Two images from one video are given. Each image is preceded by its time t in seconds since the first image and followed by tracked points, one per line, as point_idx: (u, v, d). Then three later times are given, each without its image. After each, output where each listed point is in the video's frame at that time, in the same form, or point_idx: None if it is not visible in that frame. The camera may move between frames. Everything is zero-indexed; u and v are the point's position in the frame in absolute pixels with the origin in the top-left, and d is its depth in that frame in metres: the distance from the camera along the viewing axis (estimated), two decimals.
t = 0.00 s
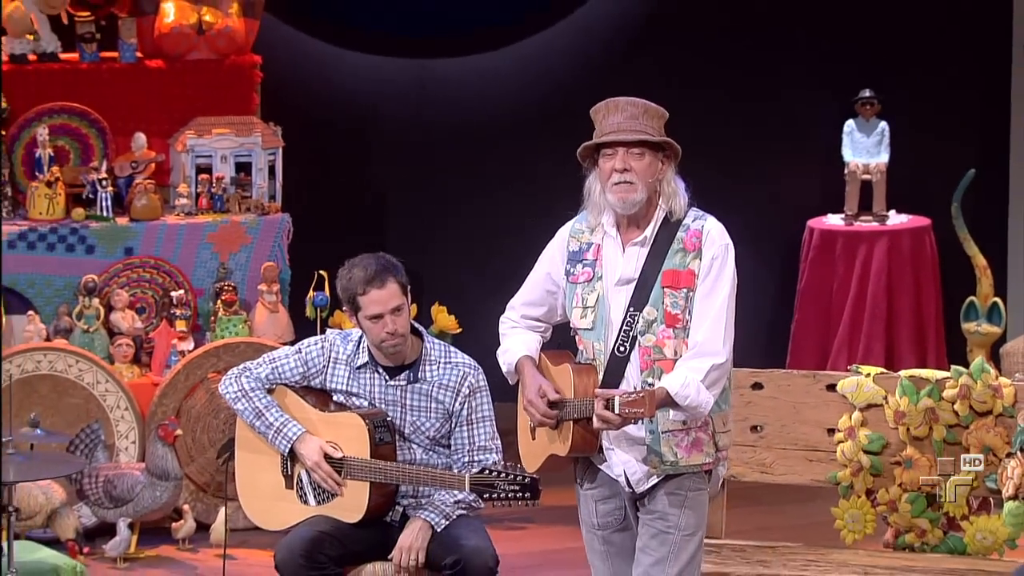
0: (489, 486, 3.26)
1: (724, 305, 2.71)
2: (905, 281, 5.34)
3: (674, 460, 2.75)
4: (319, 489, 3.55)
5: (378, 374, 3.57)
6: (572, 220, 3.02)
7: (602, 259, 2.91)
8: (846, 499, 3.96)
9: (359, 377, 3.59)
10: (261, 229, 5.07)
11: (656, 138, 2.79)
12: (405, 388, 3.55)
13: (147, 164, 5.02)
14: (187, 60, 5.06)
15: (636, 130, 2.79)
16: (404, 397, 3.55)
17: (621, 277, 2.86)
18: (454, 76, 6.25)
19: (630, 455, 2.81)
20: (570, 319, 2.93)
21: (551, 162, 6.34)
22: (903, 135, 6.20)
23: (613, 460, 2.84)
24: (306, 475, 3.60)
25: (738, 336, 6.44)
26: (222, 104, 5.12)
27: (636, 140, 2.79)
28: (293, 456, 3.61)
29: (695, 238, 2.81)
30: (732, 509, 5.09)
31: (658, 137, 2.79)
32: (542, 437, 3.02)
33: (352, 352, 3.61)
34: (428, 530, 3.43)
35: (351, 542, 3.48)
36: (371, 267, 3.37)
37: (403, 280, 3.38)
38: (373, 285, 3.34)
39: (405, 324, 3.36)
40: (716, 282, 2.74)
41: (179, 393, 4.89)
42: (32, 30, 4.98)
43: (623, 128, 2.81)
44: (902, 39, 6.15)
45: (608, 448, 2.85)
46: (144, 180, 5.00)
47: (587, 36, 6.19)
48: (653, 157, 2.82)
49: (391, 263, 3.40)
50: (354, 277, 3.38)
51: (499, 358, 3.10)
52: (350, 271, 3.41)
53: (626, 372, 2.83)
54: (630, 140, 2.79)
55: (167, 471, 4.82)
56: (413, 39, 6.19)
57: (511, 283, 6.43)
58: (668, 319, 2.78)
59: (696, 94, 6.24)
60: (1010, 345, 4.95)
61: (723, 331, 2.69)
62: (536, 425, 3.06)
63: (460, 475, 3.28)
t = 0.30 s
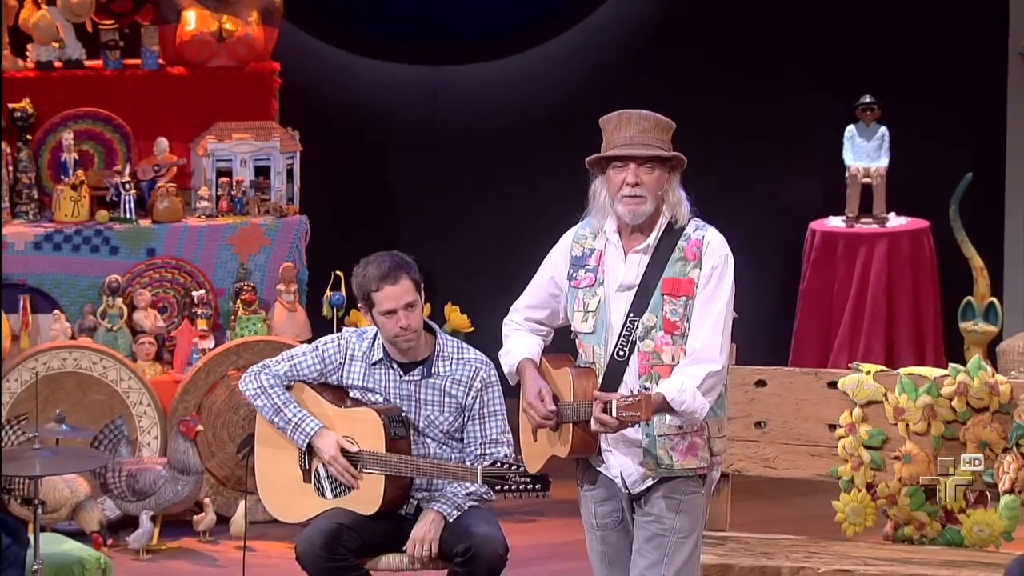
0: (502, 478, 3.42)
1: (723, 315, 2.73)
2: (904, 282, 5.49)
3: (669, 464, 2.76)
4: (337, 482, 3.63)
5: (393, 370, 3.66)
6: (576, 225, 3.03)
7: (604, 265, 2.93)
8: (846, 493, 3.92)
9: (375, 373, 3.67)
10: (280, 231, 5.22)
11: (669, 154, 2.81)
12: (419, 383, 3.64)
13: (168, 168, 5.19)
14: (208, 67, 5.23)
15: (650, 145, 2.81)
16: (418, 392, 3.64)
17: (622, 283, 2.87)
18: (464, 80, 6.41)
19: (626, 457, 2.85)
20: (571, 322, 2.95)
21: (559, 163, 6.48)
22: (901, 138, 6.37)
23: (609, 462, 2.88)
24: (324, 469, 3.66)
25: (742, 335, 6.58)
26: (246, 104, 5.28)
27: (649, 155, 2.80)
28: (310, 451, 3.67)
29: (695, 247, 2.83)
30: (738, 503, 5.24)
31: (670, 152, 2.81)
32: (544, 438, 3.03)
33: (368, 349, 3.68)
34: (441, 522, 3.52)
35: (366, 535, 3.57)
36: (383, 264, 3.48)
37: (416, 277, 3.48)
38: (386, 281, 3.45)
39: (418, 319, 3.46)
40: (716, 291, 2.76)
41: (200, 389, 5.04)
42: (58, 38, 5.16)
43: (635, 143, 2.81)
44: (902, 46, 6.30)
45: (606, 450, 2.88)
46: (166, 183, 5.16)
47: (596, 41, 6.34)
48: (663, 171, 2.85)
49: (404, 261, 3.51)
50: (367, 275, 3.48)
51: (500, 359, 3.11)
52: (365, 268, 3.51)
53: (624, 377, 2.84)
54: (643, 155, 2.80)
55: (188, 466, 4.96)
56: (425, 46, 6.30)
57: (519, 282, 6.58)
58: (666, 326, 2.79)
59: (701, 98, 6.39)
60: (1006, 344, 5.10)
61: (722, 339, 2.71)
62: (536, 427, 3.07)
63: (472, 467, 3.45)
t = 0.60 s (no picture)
0: (512, 468, 3.61)
1: (725, 315, 2.81)
2: (900, 281, 5.65)
3: (667, 460, 2.84)
4: (350, 475, 3.79)
5: (405, 364, 3.82)
6: (584, 227, 3.12)
7: (610, 265, 3.01)
8: (845, 486, 3.95)
9: (387, 368, 3.83)
10: (295, 231, 5.42)
11: (678, 164, 2.91)
12: (429, 376, 3.80)
13: (187, 171, 5.37)
14: (226, 73, 5.40)
15: (660, 154, 2.90)
16: (429, 385, 3.80)
17: (627, 283, 2.95)
18: (474, 85, 6.57)
19: (627, 452, 2.91)
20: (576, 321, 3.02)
21: (565, 166, 6.65)
22: (898, 143, 6.54)
23: (608, 456, 2.94)
24: (338, 462, 3.82)
25: (744, 333, 6.74)
26: (262, 108, 5.47)
27: (661, 164, 2.90)
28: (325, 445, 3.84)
29: (700, 250, 2.91)
30: (739, 496, 5.40)
31: (681, 161, 2.91)
32: (547, 433, 3.11)
33: (380, 345, 3.84)
34: (450, 509, 3.69)
35: (381, 525, 3.71)
36: (393, 260, 3.64)
37: (424, 271, 3.64)
38: (395, 275, 3.61)
39: (426, 311, 3.62)
40: (719, 292, 2.85)
41: (217, 386, 5.20)
42: (81, 45, 5.34)
43: (647, 151, 2.91)
44: (898, 53, 6.47)
45: (606, 444, 2.94)
46: (185, 186, 5.34)
47: (602, 46, 6.50)
48: (672, 180, 2.94)
49: (412, 257, 3.68)
50: (377, 270, 3.65)
51: (506, 356, 3.19)
52: (375, 263, 3.67)
53: (626, 374, 2.92)
54: (656, 164, 2.90)
55: (207, 459, 5.21)
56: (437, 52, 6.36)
57: (525, 281, 6.76)
58: (669, 325, 2.87)
59: (704, 104, 6.55)
60: (999, 342, 5.27)
61: (723, 339, 2.79)
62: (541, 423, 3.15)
63: (482, 459, 3.61)
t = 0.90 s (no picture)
0: (520, 458, 3.84)
1: (728, 318, 3.03)
2: (895, 279, 5.83)
3: (669, 457, 3.04)
4: (363, 466, 3.92)
5: (414, 358, 3.99)
6: (588, 229, 3.29)
7: (616, 267, 3.19)
8: (841, 479, 4.06)
9: (397, 362, 3.99)
10: (309, 232, 5.60)
11: (683, 172, 3.11)
12: (439, 369, 3.97)
13: (206, 173, 5.53)
14: (243, 78, 5.59)
15: (666, 162, 3.11)
16: (438, 378, 3.97)
17: (633, 285, 3.15)
18: (481, 88, 6.72)
19: (630, 449, 3.11)
20: (581, 320, 3.21)
21: (570, 167, 6.82)
22: (892, 147, 6.74)
23: (613, 453, 3.13)
24: (351, 454, 3.95)
25: (745, 331, 6.90)
26: (278, 112, 5.64)
27: (667, 172, 3.10)
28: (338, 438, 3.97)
29: (703, 254, 3.12)
30: (741, 488, 5.57)
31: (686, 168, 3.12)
32: (549, 429, 3.23)
33: (390, 340, 4.01)
34: (460, 497, 3.86)
35: (393, 516, 3.87)
36: (401, 257, 3.80)
37: (432, 267, 3.80)
38: (404, 271, 3.77)
39: (434, 306, 3.79)
40: (722, 295, 3.07)
41: (235, 380, 5.37)
42: (103, 51, 5.52)
43: (654, 159, 3.11)
44: (893, 60, 6.68)
45: (610, 441, 3.14)
46: (204, 187, 5.52)
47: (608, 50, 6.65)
48: (677, 186, 3.15)
49: (421, 253, 3.83)
50: (387, 265, 3.81)
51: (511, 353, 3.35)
52: (386, 258, 3.83)
53: (632, 372, 3.13)
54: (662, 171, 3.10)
55: (224, 452, 5.29)
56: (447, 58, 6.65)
57: (532, 280, 6.93)
58: (674, 326, 3.08)
59: (706, 107, 6.72)
60: (992, 338, 5.44)
61: (726, 340, 3.01)
62: (542, 419, 3.27)
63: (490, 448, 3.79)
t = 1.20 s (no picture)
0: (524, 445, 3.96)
1: (726, 315, 3.06)
2: (890, 276, 6.00)
3: (666, 451, 3.09)
4: (373, 457, 4.10)
5: (423, 350, 4.15)
6: (582, 228, 3.33)
7: (612, 265, 3.23)
8: (836, 469, 4.19)
9: (406, 354, 4.16)
10: (322, 230, 5.80)
11: (680, 172, 3.15)
12: (446, 361, 4.14)
13: (222, 173, 5.74)
14: (258, 82, 5.78)
15: (663, 163, 3.14)
16: (446, 369, 4.14)
17: (630, 284, 3.18)
18: (486, 91, 6.93)
19: (628, 443, 3.15)
20: (578, 317, 3.24)
21: (570, 167, 6.99)
22: (888, 147, 6.91)
23: (611, 446, 3.17)
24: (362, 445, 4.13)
25: (745, 326, 7.09)
26: (292, 115, 5.85)
27: (665, 172, 3.14)
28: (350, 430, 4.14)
29: (699, 253, 3.16)
30: (740, 478, 5.77)
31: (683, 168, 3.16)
32: (543, 422, 3.32)
33: (398, 334, 4.17)
34: (471, 487, 4.03)
35: (403, 504, 4.05)
36: (412, 252, 3.97)
37: (441, 265, 3.99)
38: (415, 267, 3.95)
39: (442, 302, 3.97)
40: (719, 293, 3.10)
41: (251, 373, 5.54)
42: (123, 55, 5.72)
43: (652, 160, 3.15)
44: (890, 61, 6.84)
45: (609, 435, 3.17)
46: (221, 187, 5.72)
47: (610, 58, 6.85)
48: (673, 187, 3.19)
49: (431, 250, 4.02)
50: (399, 260, 3.99)
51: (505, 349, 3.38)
52: (396, 255, 4.00)
53: (630, 367, 3.16)
54: (661, 172, 3.14)
55: (241, 443, 5.44)
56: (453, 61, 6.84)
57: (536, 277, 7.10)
58: (672, 324, 3.11)
59: (706, 108, 6.90)
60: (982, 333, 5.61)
61: (724, 338, 3.04)
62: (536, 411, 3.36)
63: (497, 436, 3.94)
